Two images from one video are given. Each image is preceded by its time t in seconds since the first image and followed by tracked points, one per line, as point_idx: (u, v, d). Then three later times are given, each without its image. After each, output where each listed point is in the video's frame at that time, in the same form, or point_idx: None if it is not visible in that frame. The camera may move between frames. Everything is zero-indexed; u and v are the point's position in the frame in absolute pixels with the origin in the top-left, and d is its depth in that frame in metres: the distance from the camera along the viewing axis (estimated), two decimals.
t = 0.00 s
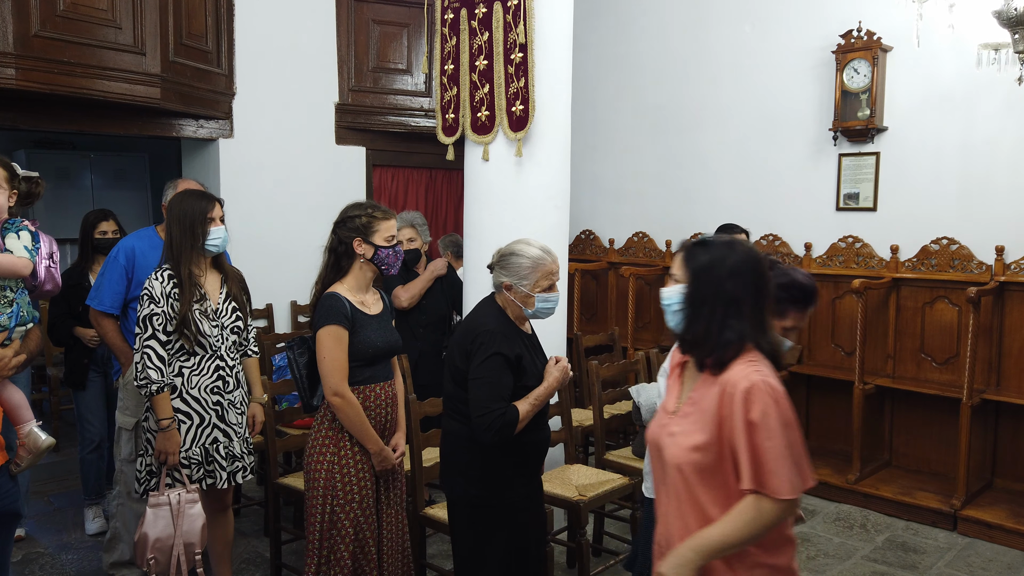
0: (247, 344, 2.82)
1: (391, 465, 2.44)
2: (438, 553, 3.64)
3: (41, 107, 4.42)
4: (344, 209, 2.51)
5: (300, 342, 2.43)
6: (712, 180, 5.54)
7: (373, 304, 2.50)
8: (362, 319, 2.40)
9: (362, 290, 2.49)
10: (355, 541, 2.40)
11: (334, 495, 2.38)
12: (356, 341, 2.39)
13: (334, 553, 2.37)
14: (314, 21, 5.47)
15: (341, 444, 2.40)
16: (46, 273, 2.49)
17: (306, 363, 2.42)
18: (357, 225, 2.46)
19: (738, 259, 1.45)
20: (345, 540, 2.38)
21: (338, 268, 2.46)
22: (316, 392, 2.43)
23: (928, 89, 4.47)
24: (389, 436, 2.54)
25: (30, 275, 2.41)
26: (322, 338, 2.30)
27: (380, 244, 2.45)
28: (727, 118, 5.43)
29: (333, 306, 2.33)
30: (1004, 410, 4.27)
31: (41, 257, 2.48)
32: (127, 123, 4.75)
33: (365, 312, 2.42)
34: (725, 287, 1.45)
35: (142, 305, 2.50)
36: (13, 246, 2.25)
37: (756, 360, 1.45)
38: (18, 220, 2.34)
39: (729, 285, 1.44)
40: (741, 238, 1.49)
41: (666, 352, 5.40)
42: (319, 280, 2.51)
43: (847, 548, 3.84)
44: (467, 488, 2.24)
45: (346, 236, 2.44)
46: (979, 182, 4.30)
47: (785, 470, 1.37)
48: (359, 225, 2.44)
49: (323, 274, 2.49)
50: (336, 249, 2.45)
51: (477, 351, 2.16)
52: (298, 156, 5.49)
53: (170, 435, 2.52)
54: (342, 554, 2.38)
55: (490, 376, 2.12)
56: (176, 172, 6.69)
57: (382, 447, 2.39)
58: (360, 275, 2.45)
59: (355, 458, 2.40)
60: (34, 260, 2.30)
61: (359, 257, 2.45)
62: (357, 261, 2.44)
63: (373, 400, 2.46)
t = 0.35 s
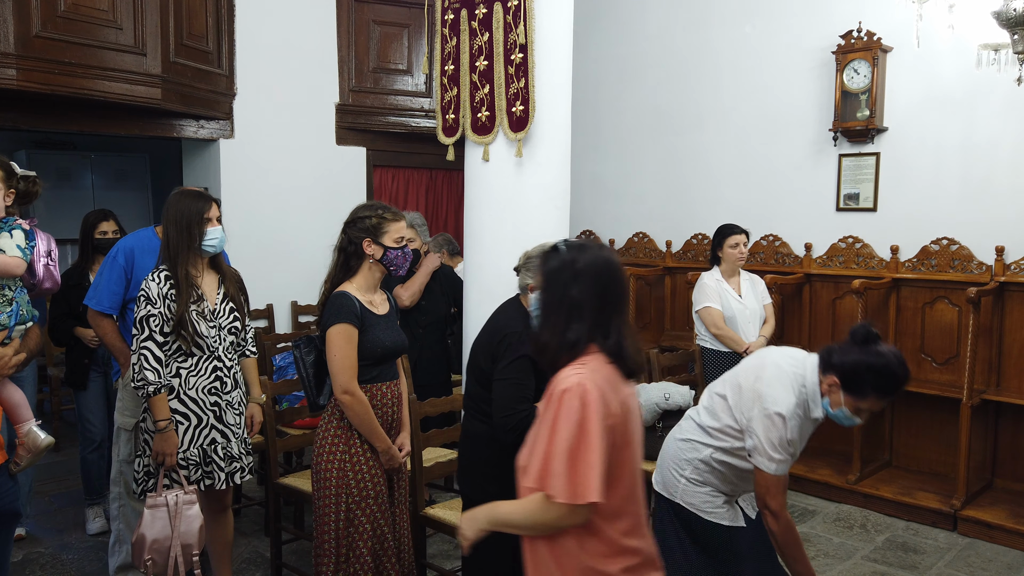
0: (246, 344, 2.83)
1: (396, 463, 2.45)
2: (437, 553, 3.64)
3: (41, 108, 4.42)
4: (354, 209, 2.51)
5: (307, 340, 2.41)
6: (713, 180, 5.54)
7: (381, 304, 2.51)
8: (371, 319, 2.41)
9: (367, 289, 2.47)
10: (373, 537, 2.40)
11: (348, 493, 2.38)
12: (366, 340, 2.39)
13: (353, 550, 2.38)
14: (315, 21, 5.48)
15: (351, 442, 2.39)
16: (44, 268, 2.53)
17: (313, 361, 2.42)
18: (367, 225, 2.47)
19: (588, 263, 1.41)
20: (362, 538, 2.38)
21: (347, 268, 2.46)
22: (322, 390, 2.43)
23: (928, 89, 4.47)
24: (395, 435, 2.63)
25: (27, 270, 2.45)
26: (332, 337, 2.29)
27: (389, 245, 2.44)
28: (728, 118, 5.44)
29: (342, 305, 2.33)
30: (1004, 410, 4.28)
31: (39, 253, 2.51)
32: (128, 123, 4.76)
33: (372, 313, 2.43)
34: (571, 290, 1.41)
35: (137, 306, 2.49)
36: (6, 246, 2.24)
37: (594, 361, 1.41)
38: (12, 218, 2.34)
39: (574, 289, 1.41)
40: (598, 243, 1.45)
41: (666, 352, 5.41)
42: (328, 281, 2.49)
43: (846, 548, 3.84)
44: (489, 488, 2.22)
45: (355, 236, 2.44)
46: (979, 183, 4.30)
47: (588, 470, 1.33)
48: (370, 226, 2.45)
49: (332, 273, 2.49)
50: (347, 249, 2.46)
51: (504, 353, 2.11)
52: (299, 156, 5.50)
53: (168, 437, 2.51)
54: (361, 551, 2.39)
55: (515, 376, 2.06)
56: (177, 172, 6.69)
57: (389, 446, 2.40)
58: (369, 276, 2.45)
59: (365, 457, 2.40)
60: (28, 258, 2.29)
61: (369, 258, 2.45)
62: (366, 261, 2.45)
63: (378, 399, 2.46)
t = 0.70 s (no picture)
0: (240, 345, 2.83)
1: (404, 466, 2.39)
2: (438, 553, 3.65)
3: (41, 108, 4.42)
4: (367, 209, 2.43)
5: (315, 340, 2.34)
6: (713, 180, 5.55)
7: (391, 306, 2.39)
8: (383, 319, 2.30)
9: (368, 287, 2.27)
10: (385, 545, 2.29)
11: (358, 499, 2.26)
12: (376, 343, 2.28)
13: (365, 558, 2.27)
14: (316, 22, 5.49)
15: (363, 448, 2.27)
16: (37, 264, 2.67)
17: (321, 361, 2.34)
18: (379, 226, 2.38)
19: (441, 253, 1.46)
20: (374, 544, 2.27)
21: (359, 269, 2.39)
22: (330, 390, 2.34)
23: (928, 89, 4.47)
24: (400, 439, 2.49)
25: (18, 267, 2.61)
26: (346, 338, 2.20)
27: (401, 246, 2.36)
28: (728, 118, 5.44)
29: (354, 305, 2.24)
30: (1004, 410, 4.28)
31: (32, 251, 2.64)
32: (128, 123, 4.76)
33: (384, 314, 2.32)
34: (425, 282, 1.47)
35: (131, 309, 2.50)
36: None
37: (441, 347, 1.47)
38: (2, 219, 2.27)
39: (429, 280, 1.47)
40: (457, 235, 1.50)
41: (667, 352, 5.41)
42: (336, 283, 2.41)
43: (846, 548, 3.84)
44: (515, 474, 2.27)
45: (368, 236, 2.37)
46: (979, 183, 4.31)
47: (416, 455, 1.41)
48: (382, 227, 2.37)
49: (343, 273, 2.41)
50: (359, 250, 2.38)
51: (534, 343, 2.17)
52: (299, 156, 5.50)
53: (161, 440, 2.52)
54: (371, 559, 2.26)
55: (542, 365, 2.14)
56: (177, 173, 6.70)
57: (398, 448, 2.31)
58: (381, 277, 2.38)
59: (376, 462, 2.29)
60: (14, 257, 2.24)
61: (380, 258, 2.38)
62: (380, 262, 2.37)
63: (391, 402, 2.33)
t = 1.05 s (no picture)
0: (231, 347, 2.81)
1: (416, 471, 2.35)
2: (437, 553, 3.65)
3: (41, 108, 4.43)
4: (374, 208, 2.41)
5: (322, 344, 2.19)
6: (713, 181, 5.55)
7: (402, 306, 2.41)
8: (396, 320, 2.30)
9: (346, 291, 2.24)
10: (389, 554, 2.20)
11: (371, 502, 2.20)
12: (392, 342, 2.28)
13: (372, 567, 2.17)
14: (316, 22, 5.49)
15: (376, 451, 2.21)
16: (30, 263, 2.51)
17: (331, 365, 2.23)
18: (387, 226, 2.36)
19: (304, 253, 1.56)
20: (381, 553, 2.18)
21: (369, 269, 2.33)
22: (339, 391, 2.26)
23: (928, 89, 4.47)
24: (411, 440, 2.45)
25: (13, 263, 2.45)
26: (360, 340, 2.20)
27: (412, 245, 2.35)
28: (728, 118, 5.44)
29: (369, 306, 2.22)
30: (1003, 411, 4.28)
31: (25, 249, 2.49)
32: (128, 124, 4.77)
33: (395, 314, 2.32)
34: (289, 282, 1.57)
35: (117, 314, 2.50)
36: None
37: (299, 343, 1.57)
38: None
39: (292, 279, 1.57)
40: (324, 238, 1.59)
41: (667, 352, 5.41)
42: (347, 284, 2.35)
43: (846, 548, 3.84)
44: (518, 467, 2.28)
45: (376, 236, 2.32)
46: (979, 183, 4.31)
47: (271, 442, 1.51)
48: (391, 224, 2.34)
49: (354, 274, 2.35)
50: (369, 250, 2.35)
51: (540, 334, 2.20)
52: (299, 156, 5.51)
53: (151, 447, 2.52)
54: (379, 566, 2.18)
55: (547, 359, 2.15)
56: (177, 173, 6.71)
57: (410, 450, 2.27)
58: (392, 276, 2.34)
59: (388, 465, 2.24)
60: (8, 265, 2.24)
61: (391, 258, 2.34)
62: (391, 261, 2.32)
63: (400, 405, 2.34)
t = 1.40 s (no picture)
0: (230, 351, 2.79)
1: (426, 474, 2.30)
2: (438, 553, 3.65)
3: (42, 108, 4.43)
4: (377, 208, 2.37)
5: (329, 346, 2.22)
6: (713, 180, 5.55)
7: (410, 309, 2.36)
8: (404, 324, 2.28)
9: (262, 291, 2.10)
10: (396, 556, 2.21)
11: (379, 505, 2.18)
12: (400, 347, 2.25)
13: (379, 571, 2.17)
14: (316, 21, 5.49)
15: (384, 454, 2.21)
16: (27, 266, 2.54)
17: (338, 368, 2.21)
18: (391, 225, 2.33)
19: (209, 258, 1.77)
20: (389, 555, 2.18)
21: (374, 270, 2.32)
22: (348, 397, 2.22)
23: (929, 89, 4.47)
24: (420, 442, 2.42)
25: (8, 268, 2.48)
26: (368, 346, 2.13)
27: (416, 244, 2.32)
28: (729, 117, 5.44)
29: (377, 310, 2.17)
30: (1004, 411, 4.28)
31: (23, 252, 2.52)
32: (128, 123, 4.77)
33: (405, 318, 2.29)
34: (200, 282, 1.77)
35: (116, 317, 2.43)
36: None
37: (204, 335, 1.75)
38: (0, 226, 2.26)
39: (199, 281, 1.77)
40: (233, 243, 1.79)
41: (667, 352, 5.41)
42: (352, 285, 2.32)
43: (846, 548, 3.84)
44: (527, 470, 2.27)
45: (380, 236, 2.30)
46: (979, 183, 4.31)
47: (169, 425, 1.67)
48: (395, 224, 2.31)
49: (356, 276, 2.33)
50: (372, 251, 2.32)
51: (540, 337, 2.20)
52: (300, 156, 5.51)
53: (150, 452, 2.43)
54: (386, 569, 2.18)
55: (548, 361, 2.15)
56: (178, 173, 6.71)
57: (422, 455, 2.26)
58: (398, 277, 2.32)
59: (397, 469, 2.23)
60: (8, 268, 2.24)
61: (396, 259, 2.32)
62: (394, 262, 2.32)
63: (410, 409, 2.33)
